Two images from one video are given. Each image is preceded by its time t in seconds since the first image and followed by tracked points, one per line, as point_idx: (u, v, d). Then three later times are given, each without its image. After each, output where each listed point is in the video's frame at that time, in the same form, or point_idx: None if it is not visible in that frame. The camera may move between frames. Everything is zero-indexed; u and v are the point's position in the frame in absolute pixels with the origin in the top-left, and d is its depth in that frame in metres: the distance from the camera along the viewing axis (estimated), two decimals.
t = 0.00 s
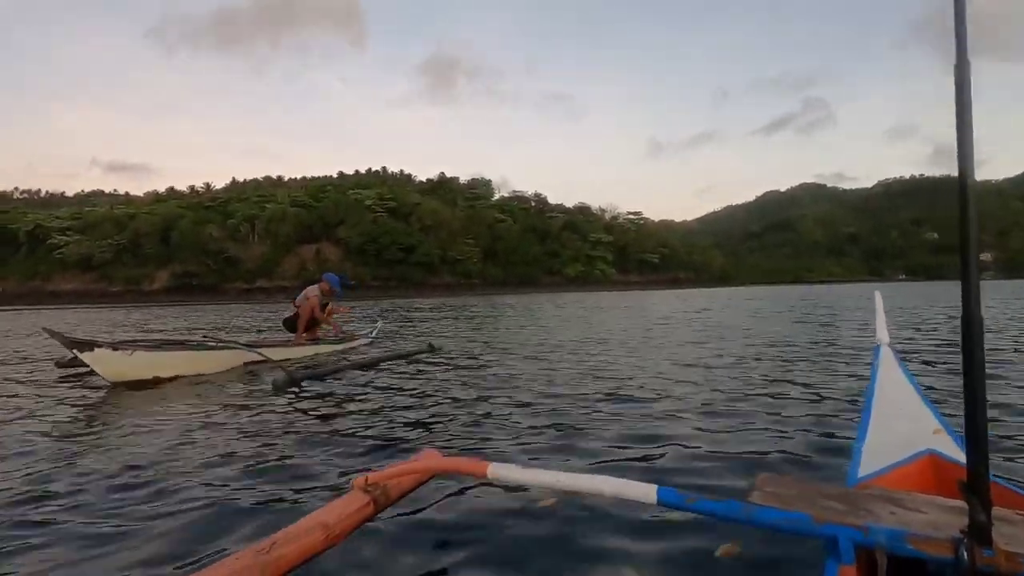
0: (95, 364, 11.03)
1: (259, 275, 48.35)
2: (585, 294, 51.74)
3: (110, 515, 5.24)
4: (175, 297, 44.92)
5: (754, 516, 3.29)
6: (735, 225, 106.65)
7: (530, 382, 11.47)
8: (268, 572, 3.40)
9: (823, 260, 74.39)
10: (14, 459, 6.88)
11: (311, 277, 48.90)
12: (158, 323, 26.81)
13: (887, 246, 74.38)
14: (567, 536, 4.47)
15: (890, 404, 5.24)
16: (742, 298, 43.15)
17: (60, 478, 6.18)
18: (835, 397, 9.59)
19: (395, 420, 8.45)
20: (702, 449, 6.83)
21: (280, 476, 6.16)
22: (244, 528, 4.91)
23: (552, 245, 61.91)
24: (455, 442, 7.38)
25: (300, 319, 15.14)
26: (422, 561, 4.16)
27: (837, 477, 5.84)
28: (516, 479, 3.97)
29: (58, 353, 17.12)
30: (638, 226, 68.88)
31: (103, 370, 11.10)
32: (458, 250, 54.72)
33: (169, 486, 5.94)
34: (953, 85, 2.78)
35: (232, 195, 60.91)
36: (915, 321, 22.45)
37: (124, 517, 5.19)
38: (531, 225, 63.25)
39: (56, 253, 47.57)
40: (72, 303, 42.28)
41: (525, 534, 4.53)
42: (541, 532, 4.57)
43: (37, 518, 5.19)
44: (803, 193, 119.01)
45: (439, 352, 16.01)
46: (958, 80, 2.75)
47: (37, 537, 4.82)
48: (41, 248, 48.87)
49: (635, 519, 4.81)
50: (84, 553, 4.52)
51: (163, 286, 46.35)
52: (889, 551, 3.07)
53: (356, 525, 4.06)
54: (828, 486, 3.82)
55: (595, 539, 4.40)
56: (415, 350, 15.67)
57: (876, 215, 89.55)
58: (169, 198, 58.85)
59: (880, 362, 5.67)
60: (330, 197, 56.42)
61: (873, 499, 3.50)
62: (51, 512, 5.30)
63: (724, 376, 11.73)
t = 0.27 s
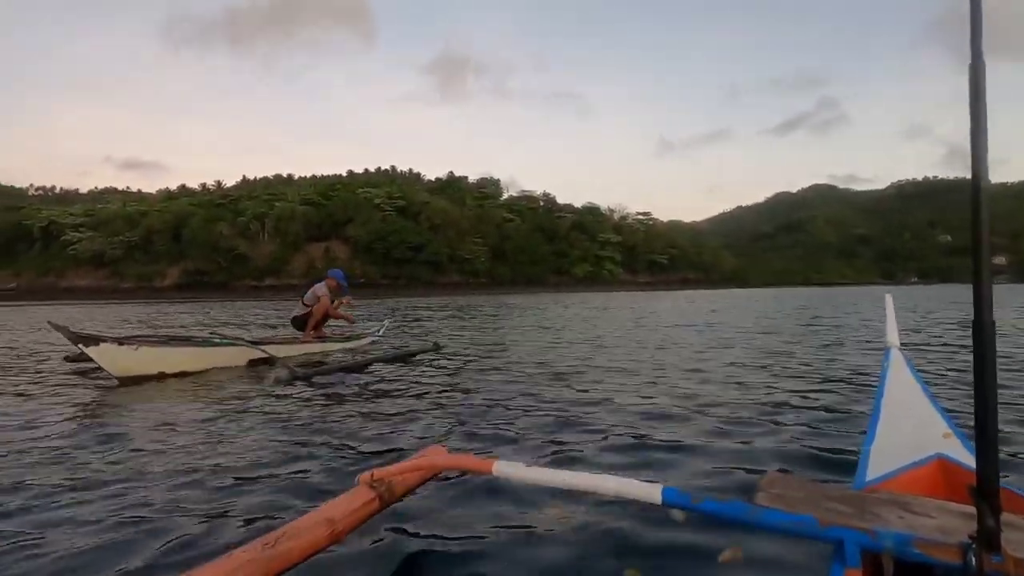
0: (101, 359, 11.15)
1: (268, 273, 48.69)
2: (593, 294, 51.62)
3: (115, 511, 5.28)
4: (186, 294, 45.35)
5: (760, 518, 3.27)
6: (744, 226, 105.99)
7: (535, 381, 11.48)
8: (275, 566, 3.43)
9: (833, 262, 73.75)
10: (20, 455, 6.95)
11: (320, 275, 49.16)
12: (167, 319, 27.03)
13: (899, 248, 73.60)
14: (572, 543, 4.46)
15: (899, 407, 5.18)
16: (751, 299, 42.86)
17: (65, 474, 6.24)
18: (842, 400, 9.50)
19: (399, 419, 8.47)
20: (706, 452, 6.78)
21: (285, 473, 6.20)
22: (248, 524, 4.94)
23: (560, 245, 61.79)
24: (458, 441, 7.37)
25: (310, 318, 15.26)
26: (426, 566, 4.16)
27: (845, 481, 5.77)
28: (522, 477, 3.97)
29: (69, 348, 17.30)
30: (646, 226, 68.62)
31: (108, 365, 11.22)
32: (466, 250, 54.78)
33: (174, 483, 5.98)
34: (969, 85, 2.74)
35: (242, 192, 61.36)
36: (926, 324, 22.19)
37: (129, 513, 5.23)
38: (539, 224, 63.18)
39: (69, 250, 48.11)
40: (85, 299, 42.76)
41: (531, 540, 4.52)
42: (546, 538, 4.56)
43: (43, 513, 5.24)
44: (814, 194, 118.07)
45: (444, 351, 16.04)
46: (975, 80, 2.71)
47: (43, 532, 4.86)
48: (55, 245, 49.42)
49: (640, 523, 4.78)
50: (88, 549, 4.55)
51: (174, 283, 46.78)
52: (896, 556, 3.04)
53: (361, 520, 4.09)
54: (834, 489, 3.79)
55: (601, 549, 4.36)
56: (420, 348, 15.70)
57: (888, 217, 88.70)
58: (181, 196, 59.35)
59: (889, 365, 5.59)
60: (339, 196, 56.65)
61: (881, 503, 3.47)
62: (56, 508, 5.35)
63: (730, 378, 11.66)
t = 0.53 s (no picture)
0: (106, 352, 11.33)
1: (279, 272, 49.09)
2: (601, 296, 51.49)
3: (121, 507, 5.34)
4: (198, 291, 45.87)
5: (761, 523, 3.25)
6: (755, 228, 105.30)
7: (540, 382, 11.48)
8: (277, 567, 3.45)
9: (845, 264, 73.02)
10: (28, 450, 7.04)
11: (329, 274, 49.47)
12: (178, 315, 27.31)
13: (913, 251, 72.69)
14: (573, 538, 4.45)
15: (907, 411, 5.09)
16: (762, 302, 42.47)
17: (72, 470, 6.32)
18: (849, 405, 9.40)
19: (402, 418, 8.49)
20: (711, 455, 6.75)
21: (289, 471, 6.24)
22: (253, 522, 4.97)
23: (569, 245, 61.65)
24: (462, 441, 7.38)
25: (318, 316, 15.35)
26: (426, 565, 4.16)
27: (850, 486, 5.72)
28: (524, 479, 3.96)
29: (80, 343, 17.53)
30: (656, 227, 68.31)
31: (114, 359, 11.40)
32: (475, 250, 54.88)
33: (179, 480, 6.04)
34: (973, 88, 2.73)
35: (254, 191, 61.83)
36: (938, 329, 21.92)
37: (134, 509, 5.29)
38: (548, 225, 63.12)
39: (83, 247, 48.75)
40: (99, 295, 43.36)
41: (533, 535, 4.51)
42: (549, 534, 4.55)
43: (48, 510, 5.29)
44: (826, 196, 116.97)
45: (451, 350, 16.06)
46: (976, 84, 2.70)
47: (48, 528, 4.91)
48: (70, 242, 50.09)
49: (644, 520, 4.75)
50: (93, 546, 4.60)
51: (186, 281, 47.29)
52: (898, 562, 3.00)
53: (364, 522, 4.09)
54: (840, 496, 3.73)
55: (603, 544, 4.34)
56: (427, 348, 15.75)
57: (901, 219, 87.71)
58: (194, 195, 59.93)
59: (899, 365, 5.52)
60: (350, 195, 56.96)
61: (886, 510, 3.43)
62: (62, 504, 5.41)
63: (737, 381, 11.58)
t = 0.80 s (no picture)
0: (128, 347, 11.51)
1: (297, 270, 49.67)
2: (617, 298, 51.22)
3: (143, 501, 5.43)
4: (218, 287, 46.56)
5: (787, 534, 3.19)
6: (774, 232, 104.00)
7: (555, 384, 11.45)
8: (300, 567, 3.45)
9: (866, 269, 71.74)
10: (50, 443, 7.14)
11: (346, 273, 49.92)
12: (197, 311, 27.68)
13: (938, 258, 71.20)
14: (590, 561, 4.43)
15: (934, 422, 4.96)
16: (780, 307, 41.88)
17: (93, 462, 6.41)
18: (871, 415, 9.24)
19: (418, 417, 8.53)
20: (728, 462, 6.66)
21: (306, 468, 6.30)
22: (271, 520, 5.01)
23: (585, 247, 61.41)
24: (477, 442, 7.37)
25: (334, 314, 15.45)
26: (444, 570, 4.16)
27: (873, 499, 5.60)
28: (543, 486, 3.96)
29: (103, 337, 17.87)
30: (673, 230, 67.77)
31: (135, 354, 11.57)
32: (491, 251, 54.96)
33: (199, 474, 6.12)
34: (1009, 90, 2.64)
35: (274, 190, 62.54)
36: (963, 338, 21.42)
37: (156, 503, 5.37)
38: (564, 226, 62.97)
39: (108, 242, 49.77)
40: (122, 290, 44.18)
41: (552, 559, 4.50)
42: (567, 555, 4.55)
43: (70, 502, 5.36)
44: (847, 200, 115.16)
45: (465, 350, 16.10)
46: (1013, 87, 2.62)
47: (70, 522, 4.97)
48: (95, 238, 51.18)
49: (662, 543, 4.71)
50: (115, 541, 4.65)
51: (206, 277, 48.07)
52: None
53: (384, 524, 4.11)
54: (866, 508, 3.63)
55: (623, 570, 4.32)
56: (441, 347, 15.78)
57: (925, 225, 85.99)
58: (215, 193, 60.90)
59: (921, 376, 5.37)
60: (367, 195, 57.41)
61: (915, 523, 3.33)
62: (83, 498, 5.48)
63: (755, 387, 11.44)
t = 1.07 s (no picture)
0: (153, 341, 11.72)
1: (319, 269, 50.32)
2: (636, 303, 50.83)
3: (170, 492, 5.53)
4: (242, 284, 47.39)
5: (819, 552, 3.22)
6: (799, 239, 102.24)
7: (574, 386, 11.40)
8: (327, 569, 3.42)
9: (894, 279, 70.06)
10: (78, 434, 7.30)
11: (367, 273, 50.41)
12: (220, 308, 28.18)
13: (970, 269, 69.20)
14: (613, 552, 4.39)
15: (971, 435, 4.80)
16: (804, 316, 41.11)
17: (122, 454, 6.54)
18: (900, 425, 9.02)
19: (439, 417, 8.56)
20: (755, 471, 6.52)
21: (330, 465, 6.36)
22: (294, 516, 5.05)
23: (605, 252, 61.04)
24: (495, 444, 7.34)
25: (353, 312, 15.56)
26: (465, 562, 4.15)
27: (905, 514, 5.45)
28: (570, 494, 3.94)
29: (131, 331, 18.28)
30: (695, 236, 67.00)
31: (161, 347, 11.78)
32: (510, 253, 54.99)
33: (224, 467, 6.22)
34: None
35: (298, 190, 63.45)
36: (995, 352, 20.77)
37: (183, 495, 5.46)
38: (585, 230, 62.71)
39: (137, 239, 50.98)
40: (151, 285, 45.20)
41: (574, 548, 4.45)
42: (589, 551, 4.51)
43: (96, 492, 5.45)
44: (875, 207, 112.77)
45: (484, 352, 16.12)
46: None
47: (97, 511, 5.06)
48: (125, 234, 52.46)
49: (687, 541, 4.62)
50: (140, 532, 4.72)
51: (231, 274, 48.96)
52: None
53: (408, 528, 4.09)
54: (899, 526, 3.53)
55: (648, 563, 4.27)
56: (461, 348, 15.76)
57: (957, 235, 83.69)
58: (241, 192, 62.01)
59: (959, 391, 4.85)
60: (389, 196, 57.88)
61: (952, 544, 3.23)
62: (110, 488, 5.58)
63: (778, 395, 11.25)
